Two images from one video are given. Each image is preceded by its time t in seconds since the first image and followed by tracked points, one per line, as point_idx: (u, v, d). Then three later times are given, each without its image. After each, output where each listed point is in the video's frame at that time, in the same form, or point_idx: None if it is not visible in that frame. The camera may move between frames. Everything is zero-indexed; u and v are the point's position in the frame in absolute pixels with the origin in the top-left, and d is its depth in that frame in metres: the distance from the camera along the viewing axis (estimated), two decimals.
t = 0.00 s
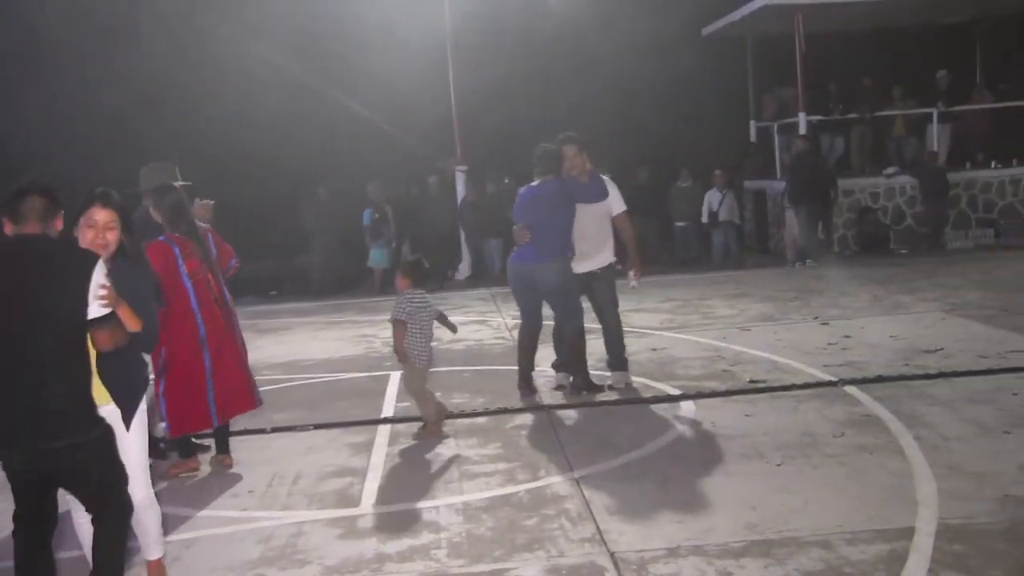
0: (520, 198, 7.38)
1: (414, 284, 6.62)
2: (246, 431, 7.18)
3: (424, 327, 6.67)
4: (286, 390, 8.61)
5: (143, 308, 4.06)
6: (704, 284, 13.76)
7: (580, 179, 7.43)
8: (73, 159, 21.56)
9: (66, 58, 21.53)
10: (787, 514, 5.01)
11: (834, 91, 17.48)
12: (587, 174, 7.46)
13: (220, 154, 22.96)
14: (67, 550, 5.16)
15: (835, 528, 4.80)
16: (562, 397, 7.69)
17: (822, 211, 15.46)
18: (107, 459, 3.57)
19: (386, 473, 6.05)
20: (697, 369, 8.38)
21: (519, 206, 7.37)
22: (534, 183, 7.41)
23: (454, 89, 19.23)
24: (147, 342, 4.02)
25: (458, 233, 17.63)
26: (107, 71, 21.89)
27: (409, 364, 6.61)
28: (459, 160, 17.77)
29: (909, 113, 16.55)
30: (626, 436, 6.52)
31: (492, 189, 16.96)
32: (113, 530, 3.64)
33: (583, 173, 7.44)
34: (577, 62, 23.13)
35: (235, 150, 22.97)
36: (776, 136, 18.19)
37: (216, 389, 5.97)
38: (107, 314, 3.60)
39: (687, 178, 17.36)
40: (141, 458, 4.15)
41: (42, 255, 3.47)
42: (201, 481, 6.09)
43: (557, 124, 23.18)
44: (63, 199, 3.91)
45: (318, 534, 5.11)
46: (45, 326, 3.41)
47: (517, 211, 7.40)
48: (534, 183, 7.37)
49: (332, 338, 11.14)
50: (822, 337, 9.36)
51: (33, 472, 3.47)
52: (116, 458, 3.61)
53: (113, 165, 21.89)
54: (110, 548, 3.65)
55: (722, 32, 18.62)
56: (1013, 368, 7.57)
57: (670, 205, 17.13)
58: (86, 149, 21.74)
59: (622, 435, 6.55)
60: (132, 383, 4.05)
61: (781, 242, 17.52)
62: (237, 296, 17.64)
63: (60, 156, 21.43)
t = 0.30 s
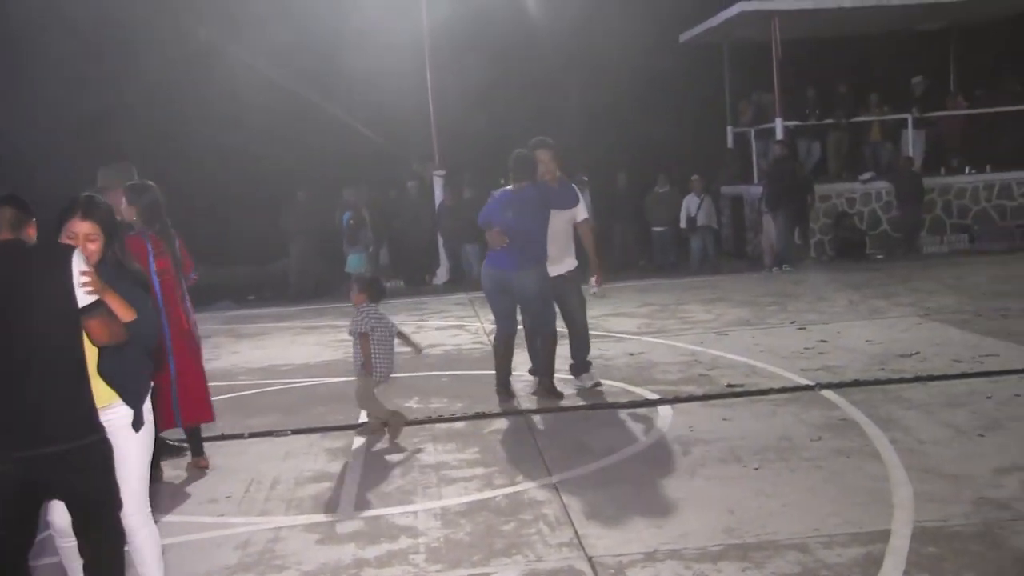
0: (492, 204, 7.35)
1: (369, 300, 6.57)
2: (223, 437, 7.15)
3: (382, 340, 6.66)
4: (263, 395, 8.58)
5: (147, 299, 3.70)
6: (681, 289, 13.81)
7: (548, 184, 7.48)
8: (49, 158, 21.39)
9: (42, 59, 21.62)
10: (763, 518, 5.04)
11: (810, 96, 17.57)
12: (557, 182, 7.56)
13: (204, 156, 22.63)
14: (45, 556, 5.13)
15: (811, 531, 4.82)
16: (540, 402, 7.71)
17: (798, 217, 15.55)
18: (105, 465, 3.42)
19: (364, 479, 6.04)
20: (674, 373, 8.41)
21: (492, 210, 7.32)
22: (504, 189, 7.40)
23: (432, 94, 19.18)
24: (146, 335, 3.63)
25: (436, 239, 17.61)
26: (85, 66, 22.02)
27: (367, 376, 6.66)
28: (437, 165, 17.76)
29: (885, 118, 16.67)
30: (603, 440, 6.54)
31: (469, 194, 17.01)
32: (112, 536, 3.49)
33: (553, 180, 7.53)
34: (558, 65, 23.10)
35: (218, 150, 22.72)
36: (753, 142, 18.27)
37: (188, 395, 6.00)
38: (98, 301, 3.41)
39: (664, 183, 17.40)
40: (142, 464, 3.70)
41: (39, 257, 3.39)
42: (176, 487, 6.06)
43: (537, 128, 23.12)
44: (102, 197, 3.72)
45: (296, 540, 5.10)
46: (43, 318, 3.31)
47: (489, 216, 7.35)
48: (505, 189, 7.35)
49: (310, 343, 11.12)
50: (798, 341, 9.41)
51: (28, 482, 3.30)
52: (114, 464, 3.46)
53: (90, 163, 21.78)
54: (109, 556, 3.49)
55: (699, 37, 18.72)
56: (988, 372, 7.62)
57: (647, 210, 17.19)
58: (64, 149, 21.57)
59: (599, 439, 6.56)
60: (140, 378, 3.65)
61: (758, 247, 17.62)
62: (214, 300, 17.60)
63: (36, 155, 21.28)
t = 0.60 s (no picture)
0: (493, 213, 7.36)
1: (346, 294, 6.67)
2: (204, 441, 7.11)
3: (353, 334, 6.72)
4: (245, 399, 8.55)
5: (129, 297, 3.83)
6: (664, 292, 13.83)
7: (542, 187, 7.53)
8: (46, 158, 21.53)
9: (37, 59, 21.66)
10: (746, 521, 5.05)
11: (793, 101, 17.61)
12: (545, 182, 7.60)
13: (206, 159, 22.86)
14: (45, 556, 5.02)
15: (794, 535, 4.83)
16: (524, 406, 7.70)
17: (780, 221, 15.61)
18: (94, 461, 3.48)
19: (347, 483, 6.02)
20: (657, 377, 8.42)
21: (495, 219, 7.33)
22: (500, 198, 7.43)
23: (415, 97, 19.11)
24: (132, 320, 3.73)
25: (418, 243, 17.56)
26: (76, 69, 21.96)
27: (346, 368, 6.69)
28: (419, 168, 17.70)
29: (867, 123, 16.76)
30: (586, 444, 6.54)
31: (452, 198, 17.00)
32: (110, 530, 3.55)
33: (542, 181, 7.58)
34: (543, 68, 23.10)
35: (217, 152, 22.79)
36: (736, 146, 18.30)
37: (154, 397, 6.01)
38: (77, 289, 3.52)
39: (648, 187, 17.41)
40: (136, 464, 3.81)
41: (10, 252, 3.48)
42: (156, 492, 6.02)
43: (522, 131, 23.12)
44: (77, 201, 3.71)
45: (279, 544, 5.07)
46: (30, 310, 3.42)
47: (493, 225, 7.35)
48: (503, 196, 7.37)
49: (292, 347, 11.07)
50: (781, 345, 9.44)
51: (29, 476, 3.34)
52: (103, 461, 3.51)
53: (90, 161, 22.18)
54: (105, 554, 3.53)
55: (682, 42, 18.77)
56: (970, 376, 7.66)
57: (630, 214, 17.22)
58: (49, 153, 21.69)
59: (582, 443, 6.56)
60: (136, 365, 3.80)
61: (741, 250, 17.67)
62: (196, 303, 17.56)
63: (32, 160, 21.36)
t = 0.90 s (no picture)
0: (515, 216, 7.24)
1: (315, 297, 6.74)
2: (193, 444, 7.10)
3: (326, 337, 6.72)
4: (235, 401, 8.53)
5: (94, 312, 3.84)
6: (653, 295, 13.85)
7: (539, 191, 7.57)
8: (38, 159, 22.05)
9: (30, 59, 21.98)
10: (736, 523, 5.06)
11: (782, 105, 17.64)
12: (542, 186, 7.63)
13: (199, 165, 22.83)
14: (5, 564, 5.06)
15: (783, 537, 4.85)
16: (514, 408, 7.71)
17: (768, 224, 15.64)
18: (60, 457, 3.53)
19: (336, 485, 6.02)
20: (647, 379, 8.43)
21: (521, 223, 7.24)
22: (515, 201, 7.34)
23: (404, 100, 19.06)
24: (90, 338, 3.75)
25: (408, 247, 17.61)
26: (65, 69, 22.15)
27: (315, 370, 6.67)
28: (409, 172, 17.69)
29: (856, 126, 16.83)
30: (576, 446, 6.55)
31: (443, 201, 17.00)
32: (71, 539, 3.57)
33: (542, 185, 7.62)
34: (534, 72, 23.13)
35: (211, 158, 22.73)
36: (725, 150, 18.32)
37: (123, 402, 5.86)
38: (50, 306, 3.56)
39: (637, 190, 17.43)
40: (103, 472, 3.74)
41: None
42: (145, 496, 6.01)
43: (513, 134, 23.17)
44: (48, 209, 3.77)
45: (268, 546, 5.07)
46: None
47: (517, 229, 7.25)
48: (521, 199, 7.30)
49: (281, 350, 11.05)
50: (770, 347, 9.47)
51: None
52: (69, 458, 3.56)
53: (83, 162, 22.49)
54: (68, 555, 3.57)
55: (671, 45, 18.80)
56: (958, 378, 7.70)
57: (619, 217, 17.26)
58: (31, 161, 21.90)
59: (572, 445, 6.58)
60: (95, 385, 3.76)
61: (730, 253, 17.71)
62: (186, 306, 17.55)
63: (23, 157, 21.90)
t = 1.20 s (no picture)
0: (522, 216, 7.14)
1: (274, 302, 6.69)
2: (185, 447, 7.09)
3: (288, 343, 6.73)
4: (226, 404, 8.51)
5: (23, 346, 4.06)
6: (644, 296, 13.86)
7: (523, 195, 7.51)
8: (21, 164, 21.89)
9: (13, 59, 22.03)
10: (727, 524, 5.07)
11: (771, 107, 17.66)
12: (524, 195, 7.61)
13: (186, 167, 22.74)
14: None
15: (774, 538, 4.86)
16: (505, 410, 7.71)
17: (758, 226, 15.67)
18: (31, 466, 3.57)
19: (328, 488, 6.01)
20: (639, 381, 8.44)
21: (531, 221, 7.15)
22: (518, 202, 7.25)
23: (395, 102, 19.04)
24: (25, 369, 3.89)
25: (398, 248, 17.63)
26: (50, 70, 22.11)
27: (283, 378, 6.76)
28: (400, 173, 17.67)
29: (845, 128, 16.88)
30: (567, 448, 6.55)
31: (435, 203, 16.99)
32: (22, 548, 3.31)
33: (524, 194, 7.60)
34: (523, 76, 23.11)
35: (198, 159, 22.65)
36: (716, 151, 18.33)
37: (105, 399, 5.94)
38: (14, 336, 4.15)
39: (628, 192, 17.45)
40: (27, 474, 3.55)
41: None
42: (135, 498, 6.00)
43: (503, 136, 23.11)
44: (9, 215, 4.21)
45: (258, 549, 5.06)
46: None
47: (525, 229, 7.15)
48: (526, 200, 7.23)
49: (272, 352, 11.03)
50: (761, 348, 9.48)
51: None
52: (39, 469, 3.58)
53: (68, 164, 22.41)
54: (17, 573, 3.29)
55: (662, 47, 18.82)
56: (947, 379, 7.72)
57: (610, 219, 17.26)
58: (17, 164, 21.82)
59: (563, 447, 6.58)
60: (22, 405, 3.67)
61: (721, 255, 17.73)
62: (174, 309, 17.50)
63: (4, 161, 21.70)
